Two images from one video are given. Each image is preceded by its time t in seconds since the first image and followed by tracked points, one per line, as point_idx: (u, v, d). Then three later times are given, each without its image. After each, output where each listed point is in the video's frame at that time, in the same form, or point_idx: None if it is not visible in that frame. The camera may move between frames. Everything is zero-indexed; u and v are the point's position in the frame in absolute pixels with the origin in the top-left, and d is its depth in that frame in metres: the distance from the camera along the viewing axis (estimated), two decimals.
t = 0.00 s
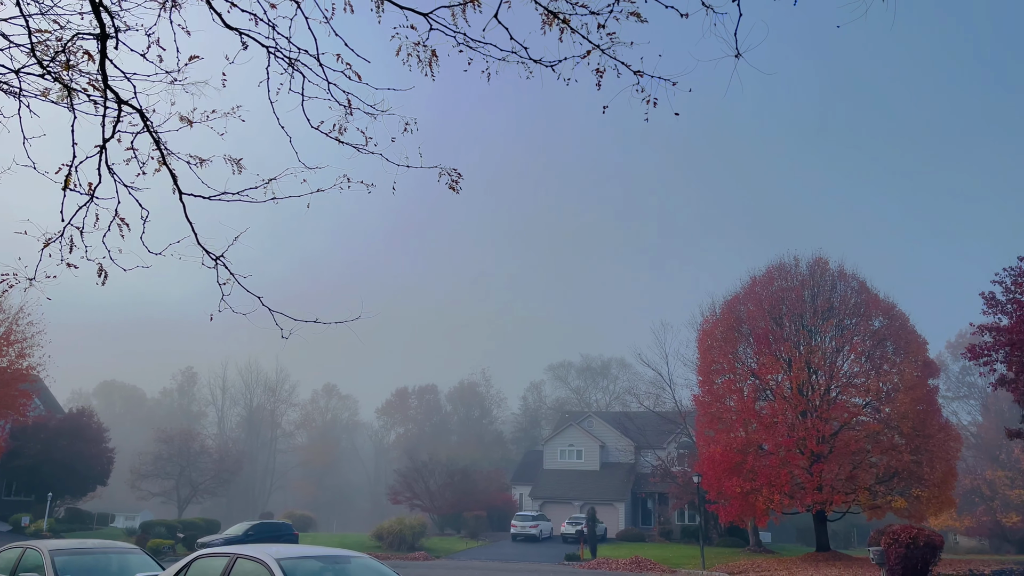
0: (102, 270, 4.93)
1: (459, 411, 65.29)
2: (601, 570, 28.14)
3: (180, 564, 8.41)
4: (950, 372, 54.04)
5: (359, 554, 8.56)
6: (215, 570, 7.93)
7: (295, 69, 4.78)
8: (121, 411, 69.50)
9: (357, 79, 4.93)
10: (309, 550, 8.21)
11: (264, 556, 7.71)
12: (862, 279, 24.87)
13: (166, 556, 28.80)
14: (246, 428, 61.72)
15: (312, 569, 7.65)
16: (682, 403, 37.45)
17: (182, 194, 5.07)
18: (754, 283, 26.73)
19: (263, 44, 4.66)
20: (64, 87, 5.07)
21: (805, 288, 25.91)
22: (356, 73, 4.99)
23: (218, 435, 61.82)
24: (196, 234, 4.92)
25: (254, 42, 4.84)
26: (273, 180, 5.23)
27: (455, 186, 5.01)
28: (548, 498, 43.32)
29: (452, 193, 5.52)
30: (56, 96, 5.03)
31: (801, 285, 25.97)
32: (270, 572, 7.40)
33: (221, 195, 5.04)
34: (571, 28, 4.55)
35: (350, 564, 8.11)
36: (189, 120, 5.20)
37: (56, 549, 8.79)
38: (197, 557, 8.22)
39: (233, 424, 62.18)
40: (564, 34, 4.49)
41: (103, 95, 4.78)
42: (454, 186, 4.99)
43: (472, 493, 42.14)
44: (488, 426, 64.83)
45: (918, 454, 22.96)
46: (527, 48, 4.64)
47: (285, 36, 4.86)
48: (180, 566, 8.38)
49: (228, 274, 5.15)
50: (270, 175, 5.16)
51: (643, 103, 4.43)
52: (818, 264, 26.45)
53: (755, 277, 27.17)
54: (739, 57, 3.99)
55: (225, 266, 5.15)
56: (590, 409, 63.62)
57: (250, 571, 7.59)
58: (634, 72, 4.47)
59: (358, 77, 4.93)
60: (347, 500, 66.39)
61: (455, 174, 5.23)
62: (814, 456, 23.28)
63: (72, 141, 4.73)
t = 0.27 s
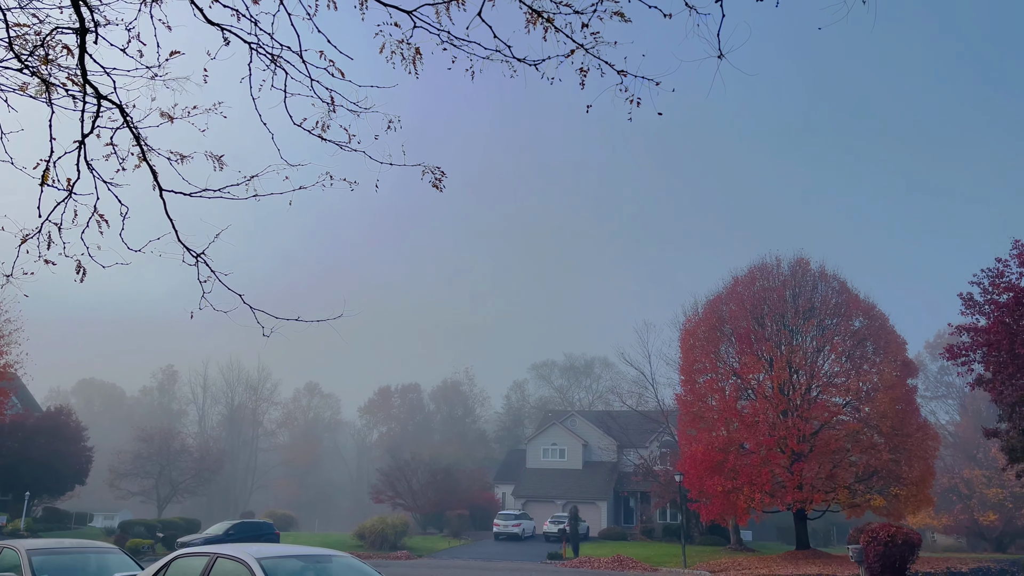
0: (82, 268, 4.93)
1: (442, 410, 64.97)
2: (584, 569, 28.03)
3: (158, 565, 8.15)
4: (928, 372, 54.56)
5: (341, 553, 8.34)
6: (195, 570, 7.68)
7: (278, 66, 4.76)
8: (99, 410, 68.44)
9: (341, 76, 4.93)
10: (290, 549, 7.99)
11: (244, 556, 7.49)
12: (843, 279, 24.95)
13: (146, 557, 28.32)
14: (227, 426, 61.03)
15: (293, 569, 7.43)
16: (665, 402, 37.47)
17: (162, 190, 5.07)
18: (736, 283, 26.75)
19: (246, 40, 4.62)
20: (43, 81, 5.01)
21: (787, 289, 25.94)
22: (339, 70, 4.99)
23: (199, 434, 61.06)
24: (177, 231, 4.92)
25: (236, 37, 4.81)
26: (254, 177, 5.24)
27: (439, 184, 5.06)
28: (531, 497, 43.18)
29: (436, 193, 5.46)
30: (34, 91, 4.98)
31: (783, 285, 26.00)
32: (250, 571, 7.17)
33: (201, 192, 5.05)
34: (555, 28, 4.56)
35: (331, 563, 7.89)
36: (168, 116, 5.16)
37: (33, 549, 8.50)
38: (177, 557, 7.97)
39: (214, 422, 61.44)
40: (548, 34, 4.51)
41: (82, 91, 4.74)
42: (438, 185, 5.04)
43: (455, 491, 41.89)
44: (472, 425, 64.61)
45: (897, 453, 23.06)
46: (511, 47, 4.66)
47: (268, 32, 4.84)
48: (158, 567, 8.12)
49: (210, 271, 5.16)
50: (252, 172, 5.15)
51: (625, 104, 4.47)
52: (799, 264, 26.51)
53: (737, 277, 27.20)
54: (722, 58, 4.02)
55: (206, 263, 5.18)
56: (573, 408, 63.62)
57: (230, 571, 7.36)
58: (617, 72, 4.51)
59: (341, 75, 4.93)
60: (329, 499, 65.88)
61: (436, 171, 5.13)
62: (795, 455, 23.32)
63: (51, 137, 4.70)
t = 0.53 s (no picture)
0: (59, 264, 4.84)
1: (425, 408, 64.67)
2: (565, 566, 27.97)
3: (137, 564, 7.91)
4: (907, 371, 55.05)
5: (322, 551, 8.16)
6: (174, 570, 7.45)
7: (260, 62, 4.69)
8: (78, 407, 67.43)
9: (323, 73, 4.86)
10: (270, 548, 7.79)
11: (225, 555, 7.27)
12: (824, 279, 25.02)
13: (124, 556, 27.87)
14: (208, 424, 60.35)
15: (273, 568, 7.23)
16: (648, 401, 37.49)
17: (141, 185, 4.97)
18: (718, 283, 26.76)
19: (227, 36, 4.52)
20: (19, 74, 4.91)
21: (769, 288, 25.98)
22: (321, 66, 4.93)
23: (179, 432, 60.31)
24: (157, 227, 4.82)
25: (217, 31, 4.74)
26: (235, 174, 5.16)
27: (422, 181, 4.99)
28: (513, 495, 43.05)
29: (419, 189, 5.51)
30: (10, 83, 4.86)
31: (765, 285, 26.03)
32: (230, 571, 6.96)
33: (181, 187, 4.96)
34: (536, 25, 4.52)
35: (312, 562, 7.70)
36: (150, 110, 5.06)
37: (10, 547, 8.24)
38: (156, 556, 7.74)
39: (195, 420, 60.75)
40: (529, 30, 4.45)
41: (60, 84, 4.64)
42: (421, 181, 4.96)
43: (437, 490, 41.69)
44: (454, 423, 64.37)
45: (876, 452, 23.18)
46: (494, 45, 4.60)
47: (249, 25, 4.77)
48: (137, 566, 7.89)
49: (190, 267, 5.07)
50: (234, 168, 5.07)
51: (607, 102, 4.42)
52: (781, 264, 26.56)
53: (720, 276, 27.22)
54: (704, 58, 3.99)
55: (186, 260, 5.08)
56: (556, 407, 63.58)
57: (209, 570, 7.14)
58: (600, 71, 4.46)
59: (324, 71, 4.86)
60: (311, 498, 65.40)
61: (420, 167, 5.19)
62: (776, 454, 23.37)
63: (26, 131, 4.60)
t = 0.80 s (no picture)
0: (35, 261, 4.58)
1: (409, 406, 64.38)
2: (548, 564, 27.84)
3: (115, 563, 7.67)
4: (887, 370, 55.55)
5: (305, 550, 7.96)
6: (154, 569, 7.21)
7: (243, 58, 4.44)
8: (56, 405, 66.40)
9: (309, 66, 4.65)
10: (252, 546, 7.59)
11: (206, 553, 7.06)
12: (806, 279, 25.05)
13: (103, 555, 27.40)
14: (189, 422, 59.62)
15: (255, 566, 7.03)
16: (631, 399, 37.49)
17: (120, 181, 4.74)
18: (701, 282, 26.74)
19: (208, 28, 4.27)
20: None
21: (751, 288, 25.97)
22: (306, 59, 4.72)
23: (160, 429, 59.45)
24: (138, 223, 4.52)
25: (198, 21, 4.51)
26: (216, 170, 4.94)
27: (406, 179, 4.80)
28: (496, 493, 42.88)
29: (405, 189, 5.24)
30: None
31: (747, 284, 26.02)
32: (211, 570, 6.75)
33: (163, 183, 4.74)
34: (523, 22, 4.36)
35: (295, 560, 7.50)
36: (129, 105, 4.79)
37: None
38: (135, 555, 7.50)
39: (176, 418, 60.02)
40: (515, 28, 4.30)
41: (36, 75, 4.39)
42: (406, 180, 4.77)
43: (421, 488, 41.45)
44: (438, 421, 64.11)
45: (856, 450, 23.25)
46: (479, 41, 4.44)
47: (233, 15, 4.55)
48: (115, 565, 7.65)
49: (173, 265, 4.84)
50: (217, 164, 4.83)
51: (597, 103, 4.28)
52: (763, 263, 26.56)
53: (703, 276, 27.19)
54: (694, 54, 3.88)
55: (168, 258, 4.85)
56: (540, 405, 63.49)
57: (190, 570, 6.92)
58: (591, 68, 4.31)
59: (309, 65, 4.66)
60: (293, 496, 64.86)
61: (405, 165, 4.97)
62: (757, 452, 23.38)
63: None
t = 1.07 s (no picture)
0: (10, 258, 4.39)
1: (393, 404, 64.08)
2: (532, 562, 27.75)
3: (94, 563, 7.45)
4: (868, 369, 55.99)
5: (288, 549, 7.77)
6: (133, 568, 6.97)
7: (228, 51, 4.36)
8: (36, 403, 65.42)
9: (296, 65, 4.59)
10: (233, 544, 7.39)
11: (187, 551, 6.85)
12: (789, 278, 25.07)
13: (83, 553, 26.98)
14: (171, 420, 58.95)
15: (237, 565, 6.85)
16: (615, 397, 37.46)
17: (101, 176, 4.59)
18: (685, 281, 26.71)
19: (190, 23, 4.15)
20: None
21: (734, 287, 25.96)
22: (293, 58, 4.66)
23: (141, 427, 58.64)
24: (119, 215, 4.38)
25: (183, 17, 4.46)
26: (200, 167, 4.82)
27: (395, 177, 4.67)
28: (480, 491, 42.76)
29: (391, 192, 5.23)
30: None
31: (731, 283, 26.00)
32: (191, 568, 6.55)
33: (146, 179, 4.65)
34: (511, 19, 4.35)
35: (277, 558, 7.31)
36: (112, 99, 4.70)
37: None
38: (115, 554, 7.26)
39: (158, 416, 59.32)
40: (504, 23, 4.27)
41: (15, 67, 4.30)
42: (395, 177, 4.64)
43: (404, 486, 41.24)
44: (422, 420, 63.87)
45: (838, 448, 23.32)
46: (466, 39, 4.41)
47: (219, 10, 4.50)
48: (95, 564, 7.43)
49: (153, 264, 4.63)
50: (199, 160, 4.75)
51: (587, 99, 4.23)
52: (747, 263, 26.56)
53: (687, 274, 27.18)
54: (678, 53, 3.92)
55: (149, 257, 4.63)
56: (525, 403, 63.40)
57: (170, 568, 6.72)
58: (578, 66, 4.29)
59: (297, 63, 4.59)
60: (276, 494, 64.36)
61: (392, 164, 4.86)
62: (740, 450, 23.42)
63: None
